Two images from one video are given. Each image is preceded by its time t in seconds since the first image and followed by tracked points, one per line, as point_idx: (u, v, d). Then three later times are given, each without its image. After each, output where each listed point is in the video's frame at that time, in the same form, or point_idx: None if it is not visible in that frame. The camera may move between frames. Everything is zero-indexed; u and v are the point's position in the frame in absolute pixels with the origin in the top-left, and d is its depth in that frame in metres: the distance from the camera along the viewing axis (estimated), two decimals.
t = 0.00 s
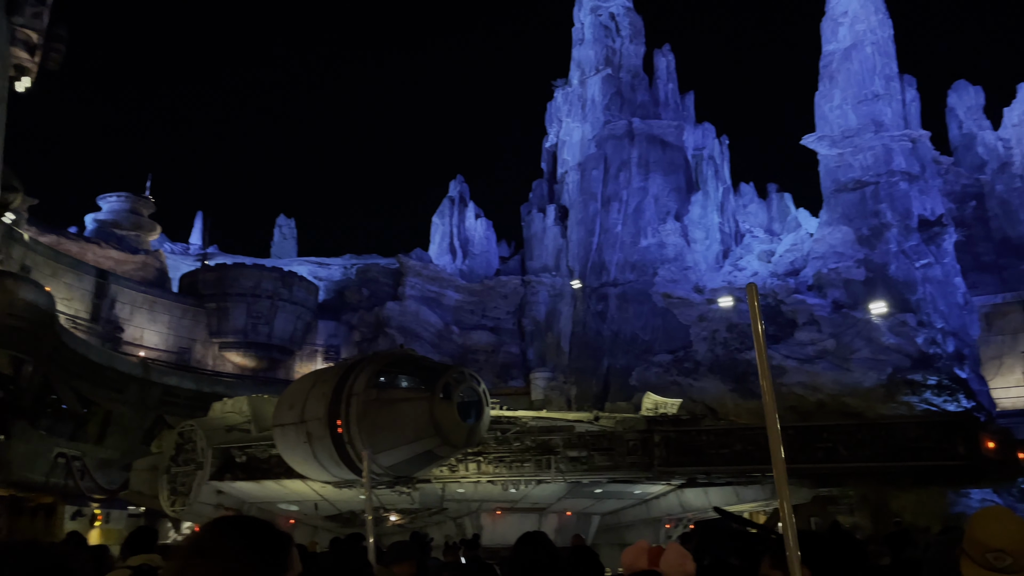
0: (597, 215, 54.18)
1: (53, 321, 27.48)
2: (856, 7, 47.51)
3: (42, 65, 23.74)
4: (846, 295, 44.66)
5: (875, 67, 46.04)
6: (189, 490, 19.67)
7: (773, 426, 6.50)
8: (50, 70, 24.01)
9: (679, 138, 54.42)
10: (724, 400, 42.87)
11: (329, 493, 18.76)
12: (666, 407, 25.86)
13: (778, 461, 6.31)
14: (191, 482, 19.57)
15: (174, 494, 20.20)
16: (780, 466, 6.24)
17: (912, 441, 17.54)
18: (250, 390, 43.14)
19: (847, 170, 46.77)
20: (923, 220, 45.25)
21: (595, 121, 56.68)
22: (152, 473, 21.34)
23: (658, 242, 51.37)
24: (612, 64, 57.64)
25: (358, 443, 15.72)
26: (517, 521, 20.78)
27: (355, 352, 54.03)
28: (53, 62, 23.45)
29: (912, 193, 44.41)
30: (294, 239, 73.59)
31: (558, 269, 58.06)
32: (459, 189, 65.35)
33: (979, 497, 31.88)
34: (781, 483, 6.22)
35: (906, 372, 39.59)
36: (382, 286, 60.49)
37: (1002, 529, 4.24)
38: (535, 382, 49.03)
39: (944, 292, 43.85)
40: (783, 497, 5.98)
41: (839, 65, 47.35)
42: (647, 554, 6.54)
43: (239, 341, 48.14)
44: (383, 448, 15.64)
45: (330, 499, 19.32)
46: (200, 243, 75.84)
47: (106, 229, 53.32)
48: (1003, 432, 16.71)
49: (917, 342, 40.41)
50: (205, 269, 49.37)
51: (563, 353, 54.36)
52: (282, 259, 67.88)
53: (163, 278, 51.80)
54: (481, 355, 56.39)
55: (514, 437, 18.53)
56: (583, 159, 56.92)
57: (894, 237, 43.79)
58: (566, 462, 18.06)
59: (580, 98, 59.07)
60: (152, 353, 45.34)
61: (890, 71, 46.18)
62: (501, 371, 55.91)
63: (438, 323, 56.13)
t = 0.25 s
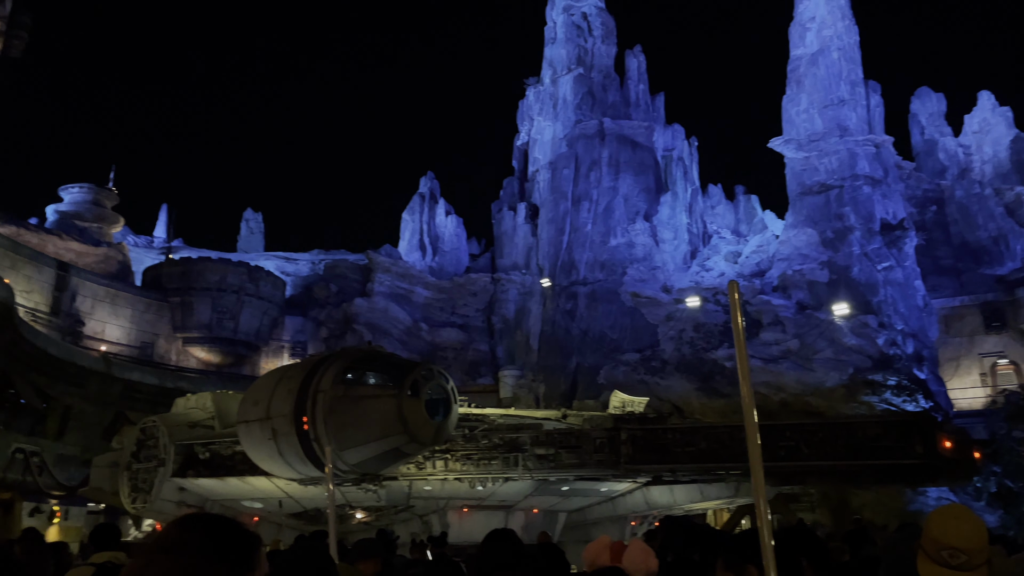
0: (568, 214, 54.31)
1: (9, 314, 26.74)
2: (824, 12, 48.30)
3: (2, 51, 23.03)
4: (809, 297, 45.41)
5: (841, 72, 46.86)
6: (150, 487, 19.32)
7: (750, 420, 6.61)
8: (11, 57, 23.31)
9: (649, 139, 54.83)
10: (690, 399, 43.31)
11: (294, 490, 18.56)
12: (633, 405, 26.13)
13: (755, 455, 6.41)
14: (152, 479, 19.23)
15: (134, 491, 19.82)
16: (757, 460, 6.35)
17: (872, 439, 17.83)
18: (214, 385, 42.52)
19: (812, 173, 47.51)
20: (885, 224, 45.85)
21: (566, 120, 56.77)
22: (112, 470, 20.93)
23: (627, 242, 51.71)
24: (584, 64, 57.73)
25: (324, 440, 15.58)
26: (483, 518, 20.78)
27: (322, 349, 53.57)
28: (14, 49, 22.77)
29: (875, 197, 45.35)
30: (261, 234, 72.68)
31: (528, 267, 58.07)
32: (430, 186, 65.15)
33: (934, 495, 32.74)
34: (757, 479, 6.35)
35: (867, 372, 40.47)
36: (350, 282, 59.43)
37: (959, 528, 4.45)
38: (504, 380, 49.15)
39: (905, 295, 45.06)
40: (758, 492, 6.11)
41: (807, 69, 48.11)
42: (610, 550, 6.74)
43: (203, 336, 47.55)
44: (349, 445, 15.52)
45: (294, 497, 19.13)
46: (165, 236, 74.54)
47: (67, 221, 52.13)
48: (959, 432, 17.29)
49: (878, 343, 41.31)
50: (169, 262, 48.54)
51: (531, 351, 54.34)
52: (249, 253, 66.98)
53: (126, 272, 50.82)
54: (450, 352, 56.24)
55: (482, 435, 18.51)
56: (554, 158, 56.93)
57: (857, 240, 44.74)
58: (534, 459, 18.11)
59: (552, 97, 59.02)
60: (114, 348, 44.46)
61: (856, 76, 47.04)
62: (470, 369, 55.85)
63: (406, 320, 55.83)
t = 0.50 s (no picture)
0: (541, 213, 54.39)
1: None
2: (795, 17, 48.98)
3: None
4: (778, 298, 45.75)
5: (812, 77, 47.58)
6: (115, 484, 19.01)
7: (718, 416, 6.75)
8: None
9: (623, 139, 55.13)
10: (660, 398, 43.63)
11: (262, 488, 18.41)
12: (604, 403, 26.35)
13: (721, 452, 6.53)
14: (118, 476, 18.93)
15: (99, 488, 19.50)
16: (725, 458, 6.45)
17: (837, 439, 18.11)
18: (181, 382, 41.91)
19: (782, 175, 48.12)
20: (852, 227, 46.87)
21: (540, 119, 56.85)
22: (76, 466, 20.55)
23: (600, 241, 52.01)
24: (559, 63, 57.86)
25: (293, 437, 15.46)
26: (453, 516, 20.79)
27: (292, 345, 52.98)
28: None
29: (842, 200, 46.20)
30: (231, 229, 71.74)
31: (501, 265, 58.03)
32: (403, 182, 64.85)
33: (896, 493, 33.49)
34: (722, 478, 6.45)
35: (833, 372, 41.13)
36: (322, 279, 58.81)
37: (921, 527, 4.57)
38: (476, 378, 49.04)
39: (871, 296, 45.73)
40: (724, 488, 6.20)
41: (778, 73, 48.71)
42: (578, 547, 6.89)
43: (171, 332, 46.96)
44: (319, 443, 15.42)
45: (263, 495, 18.97)
46: (132, 230, 73.12)
47: (32, 213, 50.96)
48: (923, 431, 17.65)
49: (844, 344, 42.07)
50: (137, 257, 47.72)
51: (504, 350, 54.31)
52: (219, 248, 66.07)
53: (92, 266, 49.86)
54: (422, 350, 56.02)
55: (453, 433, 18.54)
56: (529, 157, 56.97)
57: (825, 242, 45.52)
58: (505, 457, 18.14)
59: (527, 96, 59.06)
60: (79, 343, 43.66)
61: (825, 81, 47.81)
62: (442, 367, 55.57)
63: (378, 317, 55.47)
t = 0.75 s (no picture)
0: (518, 211, 54.40)
1: None
2: (770, 21, 49.50)
3: None
4: (751, 298, 46.07)
5: (786, 80, 48.16)
6: (82, 481, 18.71)
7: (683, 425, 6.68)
8: None
9: (599, 140, 55.34)
10: (634, 397, 43.80)
11: (233, 486, 18.23)
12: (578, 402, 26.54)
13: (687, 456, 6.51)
14: (85, 473, 18.62)
15: (66, 485, 19.16)
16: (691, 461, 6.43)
17: (807, 438, 18.39)
18: (151, 378, 41.35)
19: (756, 177, 48.60)
20: (824, 229, 47.80)
21: (518, 117, 56.83)
22: (43, 463, 20.19)
23: (576, 241, 52.19)
24: (536, 63, 57.87)
25: (266, 435, 15.32)
26: (426, 515, 20.76)
27: (265, 342, 52.34)
28: None
29: (815, 203, 46.88)
30: (203, 223, 70.78)
31: (477, 264, 57.92)
32: (379, 179, 64.47)
33: (864, 493, 34.11)
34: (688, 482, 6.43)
35: (804, 372, 41.69)
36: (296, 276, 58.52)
37: (887, 525, 4.65)
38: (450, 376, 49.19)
39: (842, 298, 46.51)
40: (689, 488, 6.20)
41: (753, 76, 49.19)
42: (551, 544, 7.04)
43: (141, 328, 46.34)
44: (291, 442, 15.29)
45: (234, 493, 18.78)
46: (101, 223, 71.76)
47: None
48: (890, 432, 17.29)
49: (814, 345, 42.68)
50: (107, 251, 46.97)
51: (479, 348, 54.28)
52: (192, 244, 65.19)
53: (61, 260, 48.96)
54: (397, 348, 55.81)
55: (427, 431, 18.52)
56: (506, 156, 56.97)
57: (797, 244, 46.12)
58: (479, 456, 18.14)
59: (504, 94, 59.02)
60: (47, 338, 42.90)
61: (799, 84, 48.43)
62: (416, 365, 55.32)
63: (353, 314, 55.08)
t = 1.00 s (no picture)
0: (495, 210, 54.34)
1: None
2: (747, 24, 49.93)
3: None
4: (725, 298, 46.35)
5: (762, 83, 48.64)
6: (50, 479, 18.39)
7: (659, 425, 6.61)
8: None
9: (577, 139, 55.48)
10: (609, 396, 43.94)
11: (205, 484, 18.06)
12: (553, 401, 26.63)
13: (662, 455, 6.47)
14: (53, 471, 18.32)
15: (33, 484, 18.82)
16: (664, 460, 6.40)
17: (779, 437, 18.59)
18: (122, 375, 40.79)
19: (731, 179, 49.02)
20: (798, 231, 48.23)
21: (496, 116, 56.76)
22: (9, 460, 19.81)
23: (553, 240, 52.28)
24: (515, 61, 57.78)
25: (239, 433, 15.17)
26: (401, 513, 20.72)
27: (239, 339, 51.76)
28: None
29: (789, 205, 47.41)
30: (177, 218, 69.86)
31: (455, 262, 57.76)
32: (356, 176, 64.09)
33: (835, 491, 34.59)
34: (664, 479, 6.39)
35: (777, 372, 42.14)
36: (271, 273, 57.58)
37: (856, 524, 4.71)
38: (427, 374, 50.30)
39: (815, 299, 47.35)
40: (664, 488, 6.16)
41: (729, 78, 49.59)
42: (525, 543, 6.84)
43: (112, 324, 45.68)
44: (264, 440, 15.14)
45: (206, 491, 18.61)
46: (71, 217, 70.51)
47: None
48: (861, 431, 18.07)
49: (788, 345, 43.16)
50: (77, 245, 46.24)
51: (456, 346, 54.19)
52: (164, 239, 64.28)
53: (30, 254, 48.00)
54: (373, 346, 55.53)
55: (402, 429, 18.46)
56: (484, 154, 56.92)
57: (771, 245, 46.58)
58: (454, 454, 18.14)
59: (482, 92, 58.94)
60: (17, 333, 41.78)
61: (775, 87, 48.94)
62: (392, 363, 55.05)
63: (328, 312, 54.66)
